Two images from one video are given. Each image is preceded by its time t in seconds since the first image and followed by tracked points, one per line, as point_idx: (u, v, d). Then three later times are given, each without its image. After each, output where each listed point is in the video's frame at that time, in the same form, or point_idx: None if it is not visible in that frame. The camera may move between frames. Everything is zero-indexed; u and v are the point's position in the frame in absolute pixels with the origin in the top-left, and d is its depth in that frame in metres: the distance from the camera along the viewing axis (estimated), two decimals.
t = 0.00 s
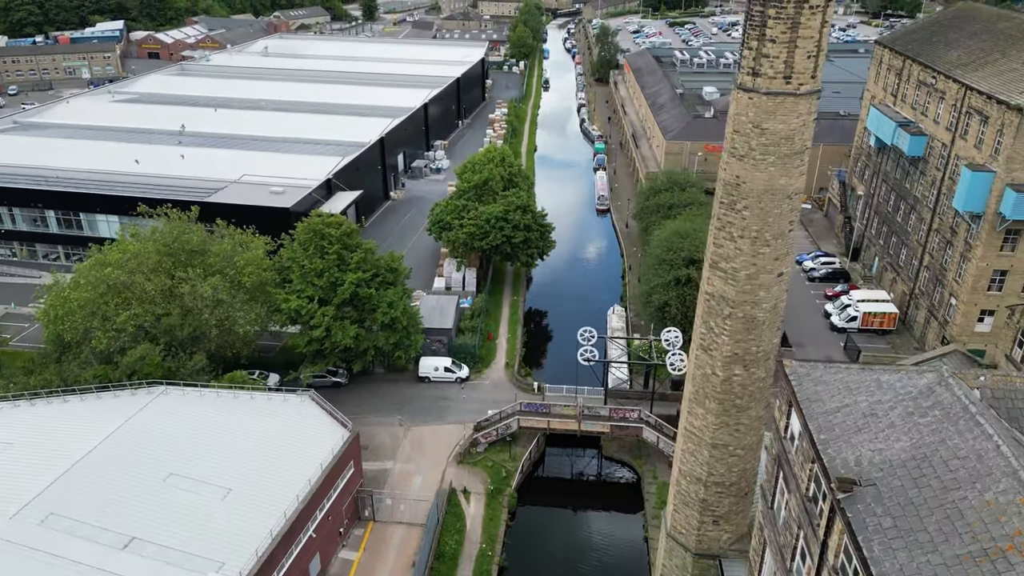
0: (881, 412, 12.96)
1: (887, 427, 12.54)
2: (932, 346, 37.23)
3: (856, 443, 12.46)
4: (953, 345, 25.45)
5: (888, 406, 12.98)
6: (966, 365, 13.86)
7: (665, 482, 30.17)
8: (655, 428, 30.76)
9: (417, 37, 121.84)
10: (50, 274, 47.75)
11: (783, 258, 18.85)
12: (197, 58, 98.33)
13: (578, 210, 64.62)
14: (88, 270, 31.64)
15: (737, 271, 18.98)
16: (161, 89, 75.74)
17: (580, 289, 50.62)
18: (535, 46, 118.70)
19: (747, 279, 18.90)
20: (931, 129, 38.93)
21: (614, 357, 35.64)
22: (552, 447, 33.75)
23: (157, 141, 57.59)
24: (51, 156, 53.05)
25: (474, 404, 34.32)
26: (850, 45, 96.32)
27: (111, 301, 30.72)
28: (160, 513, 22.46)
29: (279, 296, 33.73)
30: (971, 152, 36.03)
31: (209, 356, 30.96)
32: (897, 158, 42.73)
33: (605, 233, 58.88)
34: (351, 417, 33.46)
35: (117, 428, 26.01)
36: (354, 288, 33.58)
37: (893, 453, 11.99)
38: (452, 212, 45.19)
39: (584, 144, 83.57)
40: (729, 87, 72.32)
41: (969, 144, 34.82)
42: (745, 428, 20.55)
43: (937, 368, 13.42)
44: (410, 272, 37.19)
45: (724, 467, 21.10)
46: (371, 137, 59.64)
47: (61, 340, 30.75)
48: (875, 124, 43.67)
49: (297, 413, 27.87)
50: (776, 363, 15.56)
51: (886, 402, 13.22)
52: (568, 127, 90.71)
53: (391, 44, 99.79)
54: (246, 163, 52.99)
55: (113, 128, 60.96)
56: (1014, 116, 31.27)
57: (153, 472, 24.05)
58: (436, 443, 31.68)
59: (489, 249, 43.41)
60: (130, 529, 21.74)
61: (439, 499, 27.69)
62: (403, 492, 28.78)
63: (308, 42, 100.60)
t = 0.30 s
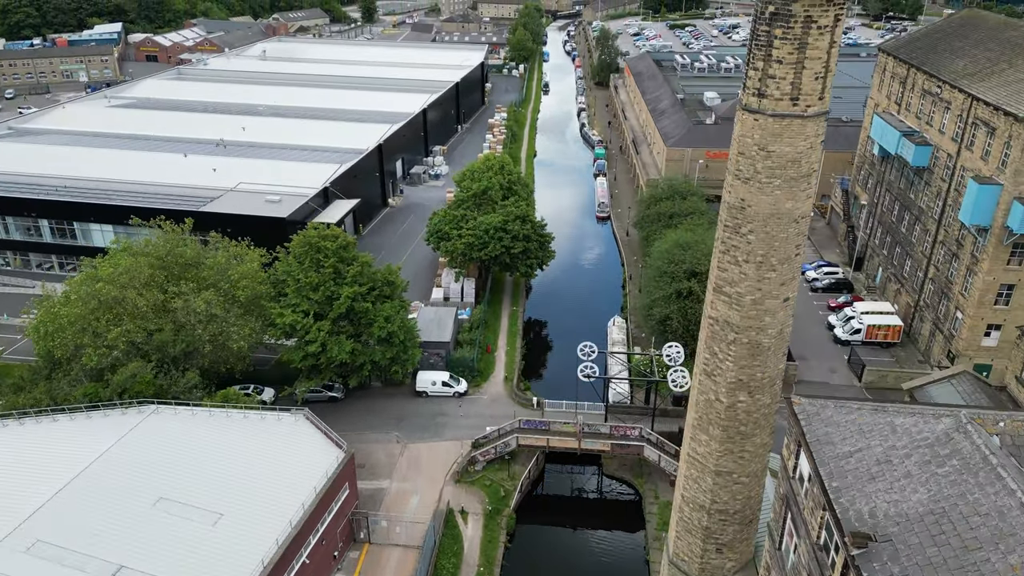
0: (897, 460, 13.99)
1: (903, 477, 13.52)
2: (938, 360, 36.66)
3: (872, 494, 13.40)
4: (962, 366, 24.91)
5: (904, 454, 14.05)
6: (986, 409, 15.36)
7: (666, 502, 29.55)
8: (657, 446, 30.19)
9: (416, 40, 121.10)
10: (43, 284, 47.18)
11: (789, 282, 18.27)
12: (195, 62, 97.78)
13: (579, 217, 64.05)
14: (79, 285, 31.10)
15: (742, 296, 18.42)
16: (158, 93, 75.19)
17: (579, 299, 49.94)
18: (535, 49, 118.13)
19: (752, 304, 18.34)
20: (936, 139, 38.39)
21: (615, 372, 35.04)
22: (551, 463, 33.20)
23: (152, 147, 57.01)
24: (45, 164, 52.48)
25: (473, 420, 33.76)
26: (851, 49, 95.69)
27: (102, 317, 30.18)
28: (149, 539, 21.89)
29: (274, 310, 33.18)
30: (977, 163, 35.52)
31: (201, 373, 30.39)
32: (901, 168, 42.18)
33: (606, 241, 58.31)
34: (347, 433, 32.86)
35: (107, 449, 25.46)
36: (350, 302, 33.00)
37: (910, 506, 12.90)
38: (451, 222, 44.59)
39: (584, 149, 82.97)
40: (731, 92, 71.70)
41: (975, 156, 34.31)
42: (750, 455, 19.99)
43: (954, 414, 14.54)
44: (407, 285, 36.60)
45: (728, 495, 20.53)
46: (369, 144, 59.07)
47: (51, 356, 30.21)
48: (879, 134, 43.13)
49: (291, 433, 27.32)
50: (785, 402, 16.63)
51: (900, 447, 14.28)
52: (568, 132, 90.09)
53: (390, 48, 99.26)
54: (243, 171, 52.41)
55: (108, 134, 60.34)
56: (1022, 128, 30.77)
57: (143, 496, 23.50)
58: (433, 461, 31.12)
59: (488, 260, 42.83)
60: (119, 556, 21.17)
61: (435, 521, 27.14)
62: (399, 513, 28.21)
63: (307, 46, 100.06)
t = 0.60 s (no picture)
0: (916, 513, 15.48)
1: (921, 532, 14.99)
2: (944, 374, 36.08)
3: (890, 549, 14.88)
4: (973, 388, 24.30)
5: (923, 507, 15.50)
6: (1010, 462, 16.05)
7: (668, 523, 28.97)
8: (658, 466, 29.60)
9: (415, 43, 120.45)
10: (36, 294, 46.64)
11: (797, 308, 17.68)
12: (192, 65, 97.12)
13: (579, 224, 63.45)
14: (70, 300, 30.56)
15: (749, 322, 17.84)
16: (154, 98, 74.58)
17: (581, 309, 49.36)
18: (535, 52, 117.58)
19: (759, 330, 17.76)
20: (941, 150, 37.83)
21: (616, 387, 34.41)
22: (551, 481, 32.64)
23: (148, 154, 56.43)
24: (39, 171, 51.91)
25: (471, 436, 33.17)
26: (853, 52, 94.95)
27: (93, 333, 29.64)
28: (138, 567, 21.32)
29: (269, 325, 32.60)
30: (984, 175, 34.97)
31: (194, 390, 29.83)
32: (905, 178, 41.62)
33: (607, 249, 57.68)
34: (343, 450, 32.28)
35: (96, 471, 24.91)
36: (347, 316, 32.40)
37: (929, 563, 14.33)
38: (449, 232, 44.01)
39: (584, 154, 82.37)
40: (732, 97, 71.08)
41: (982, 168, 33.77)
42: (756, 484, 19.43)
43: (974, 465, 15.87)
44: (405, 298, 35.98)
45: (733, 524, 19.96)
46: (367, 150, 58.48)
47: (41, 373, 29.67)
48: (883, 142, 42.54)
49: (285, 454, 26.74)
50: (798, 446, 18.49)
51: (918, 498, 15.80)
52: (568, 137, 89.49)
53: (389, 51, 98.63)
54: (240, 179, 51.83)
55: (104, 141, 59.76)
56: None
57: (133, 521, 22.93)
58: (431, 480, 30.53)
59: (487, 270, 42.24)
60: None
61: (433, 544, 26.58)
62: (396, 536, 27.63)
63: (305, 49, 99.43)
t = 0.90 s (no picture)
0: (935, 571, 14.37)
1: None
2: (950, 389, 35.51)
3: None
4: (983, 410, 23.73)
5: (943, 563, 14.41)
6: None
7: (671, 545, 28.36)
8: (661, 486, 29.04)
9: (414, 46, 119.91)
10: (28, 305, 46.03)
11: (805, 336, 17.10)
12: (191, 69, 96.62)
13: (580, 230, 62.87)
14: (62, 315, 29.99)
15: (756, 351, 17.25)
16: (152, 103, 74.07)
17: (582, 319, 48.80)
18: (535, 55, 117.26)
19: (766, 359, 17.19)
20: (947, 160, 37.29)
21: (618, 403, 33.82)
22: (551, 499, 32.05)
23: (144, 161, 55.88)
24: (34, 179, 51.33)
25: (470, 453, 32.56)
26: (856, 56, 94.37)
27: (84, 349, 29.03)
28: None
29: (264, 340, 32.00)
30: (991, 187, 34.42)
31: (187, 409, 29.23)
32: (910, 188, 41.09)
33: (608, 257, 57.15)
34: (339, 468, 31.70)
35: (85, 495, 24.30)
36: (343, 331, 31.80)
37: None
38: (448, 242, 43.44)
39: (585, 159, 81.82)
40: (734, 102, 70.51)
41: (990, 180, 33.21)
42: (762, 515, 18.85)
43: (999, 519, 14.76)
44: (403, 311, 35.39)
45: (739, 555, 19.37)
46: (366, 157, 57.93)
47: (32, 391, 29.09)
48: (888, 152, 42.02)
49: (280, 476, 26.16)
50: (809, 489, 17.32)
51: (939, 555, 14.64)
52: (568, 141, 88.94)
53: (389, 55, 98.12)
54: (236, 187, 51.27)
55: (100, 147, 59.20)
56: None
57: (122, 548, 22.32)
58: (429, 499, 29.93)
59: (487, 281, 41.65)
60: None
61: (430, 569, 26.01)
62: (392, 559, 27.02)
63: (304, 53, 98.95)
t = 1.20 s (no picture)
0: None
1: None
2: (957, 404, 34.89)
3: None
4: (995, 434, 23.12)
5: None
6: None
7: (675, 566, 27.72)
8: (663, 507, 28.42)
9: (414, 49, 119.23)
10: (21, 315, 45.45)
11: (814, 366, 16.55)
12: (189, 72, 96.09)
13: (580, 237, 62.33)
14: (53, 332, 29.48)
15: (763, 381, 16.70)
16: (149, 108, 73.53)
17: (583, 328, 48.27)
18: (535, 58, 116.85)
19: (774, 390, 16.63)
20: (953, 171, 36.72)
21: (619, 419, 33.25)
22: (551, 518, 31.38)
23: (140, 168, 55.31)
24: (28, 186, 50.75)
25: (469, 471, 31.97)
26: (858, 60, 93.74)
27: (75, 367, 28.48)
28: None
29: (259, 355, 31.44)
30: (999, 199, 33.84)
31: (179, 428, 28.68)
32: (915, 199, 40.52)
33: (608, 264, 56.60)
34: (336, 486, 31.13)
35: (74, 519, 23.72)
36: (339, 347, 31.24)
37: None
38: (447, 252, 42.88)
39: (585, 164, 81.27)
40: (736, 107, 69.94)
41: (998, 192, 32.64)
42: (769, 547, 18.30)
43: None
44: (400, 325, 34.82)
45: None
46: (364, 164, 57.37)
47: (21, 409, 28.55)
48: (892, 161, 41.44)
49: (274, 498, 25.59)
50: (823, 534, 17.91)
51: None
52: (568, 146, 88.36)
53: (388, 58, 97.58)
54: (233, 195, 50.72)
55: (96, 154, 58.65)
56: None
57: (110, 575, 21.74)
58: (427, 520, 29.35)
59: (486, 293, 41.08)
60: None
61: None
62: None
63: (303, 56, 98.44)
